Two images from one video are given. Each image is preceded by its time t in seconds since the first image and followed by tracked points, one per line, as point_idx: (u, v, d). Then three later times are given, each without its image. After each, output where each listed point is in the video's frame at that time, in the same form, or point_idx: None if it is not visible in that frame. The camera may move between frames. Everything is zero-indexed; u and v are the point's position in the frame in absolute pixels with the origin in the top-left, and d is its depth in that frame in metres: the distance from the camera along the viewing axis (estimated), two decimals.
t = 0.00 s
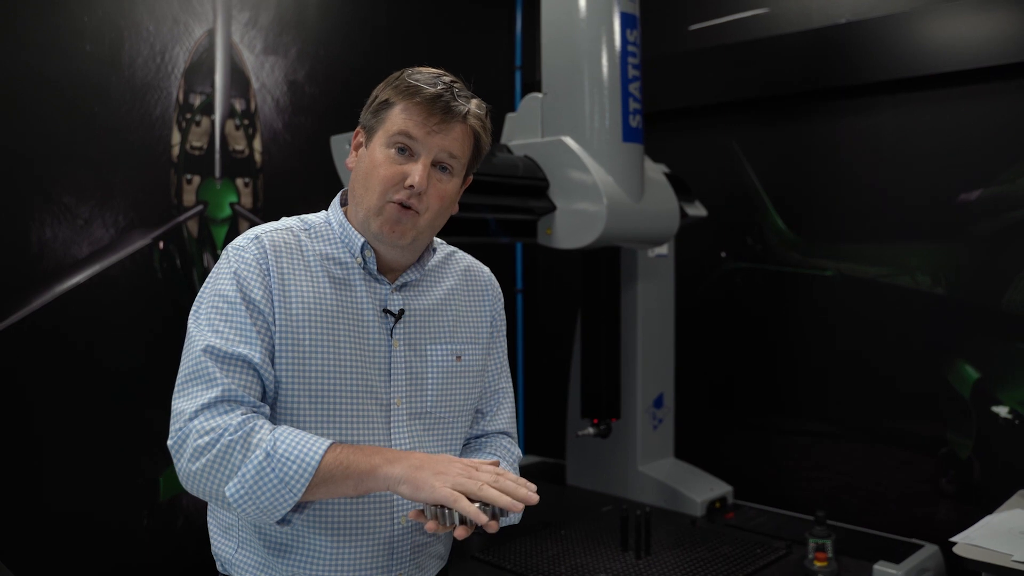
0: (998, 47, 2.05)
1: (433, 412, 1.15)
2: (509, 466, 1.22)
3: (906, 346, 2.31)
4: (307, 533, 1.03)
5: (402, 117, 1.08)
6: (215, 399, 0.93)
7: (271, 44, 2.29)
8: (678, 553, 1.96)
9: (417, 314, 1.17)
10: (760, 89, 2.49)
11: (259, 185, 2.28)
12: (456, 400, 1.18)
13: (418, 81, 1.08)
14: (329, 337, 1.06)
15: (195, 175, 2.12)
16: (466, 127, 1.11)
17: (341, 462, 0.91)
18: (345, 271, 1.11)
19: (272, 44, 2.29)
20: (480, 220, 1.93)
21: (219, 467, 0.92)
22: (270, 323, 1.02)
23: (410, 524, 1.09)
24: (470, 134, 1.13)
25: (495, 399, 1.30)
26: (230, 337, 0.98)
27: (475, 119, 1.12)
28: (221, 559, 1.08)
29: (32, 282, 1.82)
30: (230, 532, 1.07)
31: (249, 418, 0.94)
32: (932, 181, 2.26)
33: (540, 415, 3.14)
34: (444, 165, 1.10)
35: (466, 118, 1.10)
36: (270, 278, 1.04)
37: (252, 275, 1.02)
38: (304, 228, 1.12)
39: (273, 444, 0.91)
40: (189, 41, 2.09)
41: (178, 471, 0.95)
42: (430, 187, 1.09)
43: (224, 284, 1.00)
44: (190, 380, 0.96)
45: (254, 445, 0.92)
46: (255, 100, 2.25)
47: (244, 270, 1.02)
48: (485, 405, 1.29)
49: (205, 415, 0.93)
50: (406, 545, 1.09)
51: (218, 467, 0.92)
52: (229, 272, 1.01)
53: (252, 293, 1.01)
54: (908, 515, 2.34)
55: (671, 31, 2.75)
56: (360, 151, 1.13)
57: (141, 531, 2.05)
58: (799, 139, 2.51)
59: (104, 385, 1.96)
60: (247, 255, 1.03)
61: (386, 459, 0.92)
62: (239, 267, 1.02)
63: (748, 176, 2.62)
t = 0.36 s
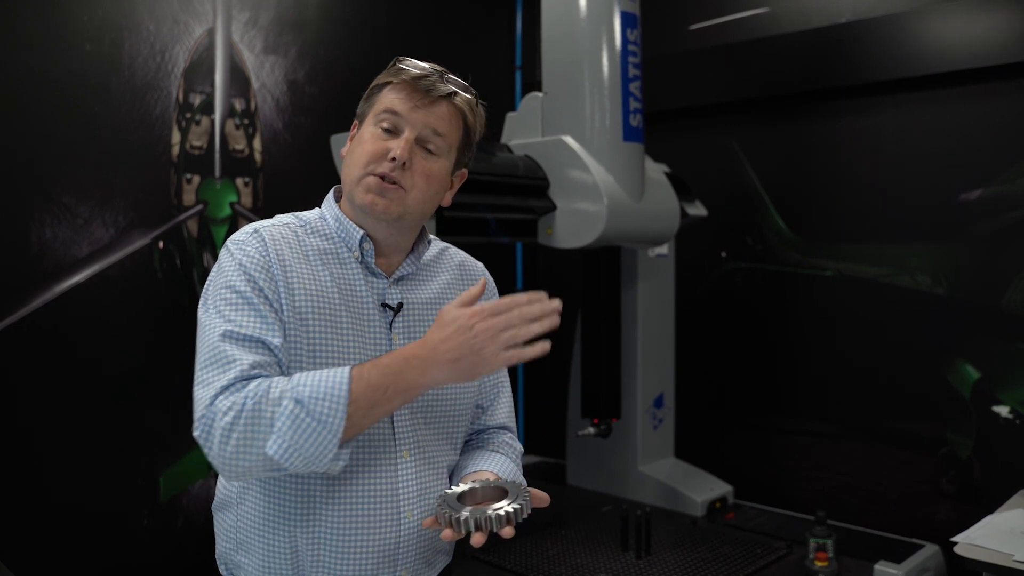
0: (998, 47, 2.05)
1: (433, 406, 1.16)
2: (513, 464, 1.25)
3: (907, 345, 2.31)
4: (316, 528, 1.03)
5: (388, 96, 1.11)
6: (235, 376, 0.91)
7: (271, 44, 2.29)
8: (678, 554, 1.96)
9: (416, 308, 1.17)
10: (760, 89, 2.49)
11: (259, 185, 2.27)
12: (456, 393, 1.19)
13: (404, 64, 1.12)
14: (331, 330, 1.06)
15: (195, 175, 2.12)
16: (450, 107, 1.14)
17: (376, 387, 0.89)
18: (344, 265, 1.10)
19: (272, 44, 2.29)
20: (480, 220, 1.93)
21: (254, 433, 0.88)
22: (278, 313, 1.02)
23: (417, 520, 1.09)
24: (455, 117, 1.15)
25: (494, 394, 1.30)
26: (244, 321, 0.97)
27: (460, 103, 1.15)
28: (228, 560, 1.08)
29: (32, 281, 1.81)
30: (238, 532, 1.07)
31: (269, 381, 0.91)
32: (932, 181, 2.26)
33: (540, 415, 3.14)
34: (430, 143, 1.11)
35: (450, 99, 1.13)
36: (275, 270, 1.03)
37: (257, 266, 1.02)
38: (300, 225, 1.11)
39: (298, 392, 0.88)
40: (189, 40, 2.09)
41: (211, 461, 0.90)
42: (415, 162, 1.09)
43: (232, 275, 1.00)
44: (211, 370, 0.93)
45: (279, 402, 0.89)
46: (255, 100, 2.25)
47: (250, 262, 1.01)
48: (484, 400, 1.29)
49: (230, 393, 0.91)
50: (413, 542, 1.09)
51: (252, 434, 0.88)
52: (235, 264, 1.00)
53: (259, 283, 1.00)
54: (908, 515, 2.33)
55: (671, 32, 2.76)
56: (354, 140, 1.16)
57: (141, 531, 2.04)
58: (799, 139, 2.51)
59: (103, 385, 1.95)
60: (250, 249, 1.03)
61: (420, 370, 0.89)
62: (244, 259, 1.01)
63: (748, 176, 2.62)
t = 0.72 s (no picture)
0: (999, 47, 2.04)
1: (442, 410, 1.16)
2: (515, 466, 1.25)
3: (907, 346, 2.31)
4: (322, 534, 1.03)
5: (407, 108, 1.10)
6: (267, 383, 0.89)
7: (271, 45, 2.29)
8: (679, 554, 1.95)
9: (425, 312, 1.17)
10: (760, 90, 2.49)
11: (259, 185, 2.27)
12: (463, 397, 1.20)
13: (422, 75, 1.11)
14: (346, 334, 1.06)
15: (196, 176, 2.11)
16: (468, 121, 1.13)
17: (407, 414, 0.88)
18: (356, 269, 1.10)
19: (273, 45, 2.29)
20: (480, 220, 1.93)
21: (287, 447, 0.87)
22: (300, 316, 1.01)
23: (424, 523, 1.11)
24: (472, 129, 1.15)
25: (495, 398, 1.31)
26: (269, 327, 0.95)
27: (478, 115, 1.14)
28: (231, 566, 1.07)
29: (32, 281, 1.81)
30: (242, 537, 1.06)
31: (302, 394, 0.89)
32: (932, 181, 2.26)
33: (540, 415, 3.14)
34: (447, 158, 1.11)
35: (468, 113, 1.13)
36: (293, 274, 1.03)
37: (279, 269, 1.01)
38: (312, 226, 1.11)
39: (337, 410, 0.87)
40: (189, 41, 2.09)
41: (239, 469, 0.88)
42: (432, 177, 1.09)
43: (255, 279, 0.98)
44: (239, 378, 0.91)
45: (316, 418, 0.87)
46: (255, 100, 2.25)
47: (271, 264, 1.00)
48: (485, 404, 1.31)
49: (261, 404, 0.89)
50: (419, 546, 1.10)
51: (286, 448, 0.87)
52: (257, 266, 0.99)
53: (283, 286, 1.00)
54: (908, 516, 2.33)
55: (672, 32, 2.76)
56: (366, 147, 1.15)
57: (141, 532, 2.04)
58: (799, 139, 2.51)
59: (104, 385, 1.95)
60: (269, 250, 1.02)
61: (455, 400, 0.88)
62: (266, 261, 1.00)
63: (748, 176, 2.62)
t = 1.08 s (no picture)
0: (1000, 47, 2.04)
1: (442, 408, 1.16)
2: (520, 462, 1.25)
3: (907, 346, 2.31)
4: (320, 537, 1.05)
5: (399, 105, 1.10)
6: (190, 401, 0.95)
7: (271, 45, 2.29)
8: (679, 555, 1.95)
9: (424, 310, 1.17)
10: (760, 90, 2.49)
11: (259, 185, 2.27)
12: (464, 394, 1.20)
13: (411, 70, 1.11)
14: (334, 336, 1.07)
15: (195, 176, 2.11)
16: (461, 113, 1.13)
17: (304, 446, 0.94)
18: (351, 270, 1.12)
19: (273, 45, 2.29)
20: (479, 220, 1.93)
21: (186, 462, 0.95)
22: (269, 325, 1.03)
23: (426, 521, 1.12)
24: (466, 121, 1.14)
25: (499, 394, 1.32)
26: (216, 341, 0.99)
27: (471, 107, 1.14)
28: (232, 563, 1.10)
29: (32, 281, 1.81)
30: (241, 535, 1.09)
31: (209, 412, 0.95)
32: (933, 181, 2.26)
33: (541, 415, 3.14)
34: (443, 152, 1.12)
35: (461, 105, 1.12)
36: (269, 283, 1.05)
37: (249, 280, 1.03)
38: (307, 227, 1.13)
39: (234, 435, 0.93)
40: (189, 41, 2.09)
41: (150, 469, 0.98)
42: (430, 172, 1.09)
43: (218, 290, 1.01)
44: (167, 386, 0.98)
45: (214, 440, 0.94)
46: (255, 101, 2.25)
47: (239, 276, 1.02)
48: (489, 400, 1.31)
49: (175, 415, 0.96)
50: (422, 544, 1.11)
51: (185, 463, 0.95)
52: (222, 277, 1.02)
53: (247, 299, 1.02)
54: (908, 515, 2.33)
55: (672, 32, 2.76)
56: (360, 145, 1.15)
57: (141, 532, 2.04)
58: (800, 138, 2.50)
59: (104, 385, 1.95)
60: (245, 259, 1.04)
61: (352, 434, 0.94)
62: (233, 273, 1.02)
63: (749, 176, 2.62)
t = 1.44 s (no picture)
0: (1000, 46, 2.04)
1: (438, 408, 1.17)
2: (517, 464, 1.25)
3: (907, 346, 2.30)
4: (312, 538, 1.05)
5: (395, 108, 1.10)
6: (183, 402, 0.97)
7: (271, 45, 2.29)
8: (679, 555, 1.95)
9: (419, 311, 1.18)
10: (761, 89, 2.49)
11: (259, 185, 2.27)
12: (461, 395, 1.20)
13: (408, 70, 1.10)
14: (328, 338, 1.07)
15: (195, 176, 2.11)
16: (458, 115, 1.13)
17: (292, 446, 0.94)
18: (346, 271, 1.12)
19: (273, 45, 2.29)
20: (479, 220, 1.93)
21: (178, 462, 0.96)
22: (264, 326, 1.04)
23: (421, 523, 1.12)
24: (463, 123, 1.14)
25: (498, 395, 1.32)
26: (210, 343, 1.00)
27: (467, 108, 1.14)
28: (226, 560, 1.11)
29: (32, 281, 1.81)
30: (235, 533, 1.10)
31: (200, 413, 0.96)
32: (933, 180, 2.26)
33: (541, 415, 3.14)
34: (438, 154, 1.11)
35: (457, 106, 1.12)
36: (264, 284, 1.05)
37: (244, 282, 1.03)
38: (303, 228, 1.13)
39: (222, 435, 0.94)
40: (189, 41, 2.09)
41: (146, 468, 0.99)
42: (425, 174, 1.10)
43: (213, 292, 1.02)
44: (162, 385, 1.00)
45: (203, 440, 0.95)
46: (255, 100, 2.25)
47: (234, 277, 1.03)
48: (488, 401, 1.31)
49: (168, 415, 0.97)
50: (416, 546, 1.11)
51: (176, 462, 0.96)
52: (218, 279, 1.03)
53: (242, 301, 1.03)
54: (907, 515, 2.33)
55: (673, 32, 2.76)
56: (356, 146, 1.15)
57: (141, 532, 2.04)
58: (800, 138, 2.50)
59: (104, 385, 1.95)
60: (239, 260, 1.04)
61: (340, 436, 0.94)
62: (228, 274, 1.03)
63: (749, 176, 2.62)
